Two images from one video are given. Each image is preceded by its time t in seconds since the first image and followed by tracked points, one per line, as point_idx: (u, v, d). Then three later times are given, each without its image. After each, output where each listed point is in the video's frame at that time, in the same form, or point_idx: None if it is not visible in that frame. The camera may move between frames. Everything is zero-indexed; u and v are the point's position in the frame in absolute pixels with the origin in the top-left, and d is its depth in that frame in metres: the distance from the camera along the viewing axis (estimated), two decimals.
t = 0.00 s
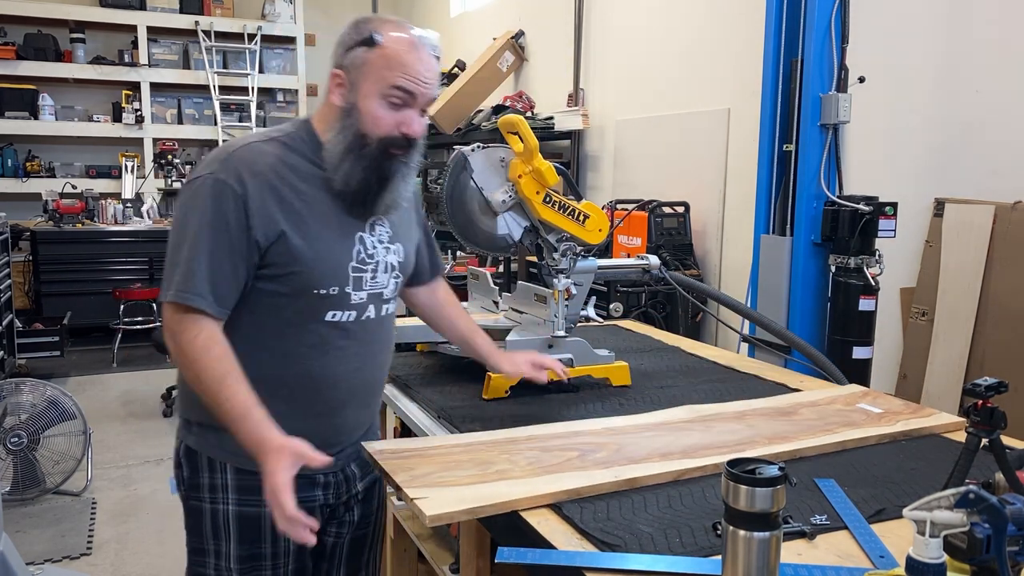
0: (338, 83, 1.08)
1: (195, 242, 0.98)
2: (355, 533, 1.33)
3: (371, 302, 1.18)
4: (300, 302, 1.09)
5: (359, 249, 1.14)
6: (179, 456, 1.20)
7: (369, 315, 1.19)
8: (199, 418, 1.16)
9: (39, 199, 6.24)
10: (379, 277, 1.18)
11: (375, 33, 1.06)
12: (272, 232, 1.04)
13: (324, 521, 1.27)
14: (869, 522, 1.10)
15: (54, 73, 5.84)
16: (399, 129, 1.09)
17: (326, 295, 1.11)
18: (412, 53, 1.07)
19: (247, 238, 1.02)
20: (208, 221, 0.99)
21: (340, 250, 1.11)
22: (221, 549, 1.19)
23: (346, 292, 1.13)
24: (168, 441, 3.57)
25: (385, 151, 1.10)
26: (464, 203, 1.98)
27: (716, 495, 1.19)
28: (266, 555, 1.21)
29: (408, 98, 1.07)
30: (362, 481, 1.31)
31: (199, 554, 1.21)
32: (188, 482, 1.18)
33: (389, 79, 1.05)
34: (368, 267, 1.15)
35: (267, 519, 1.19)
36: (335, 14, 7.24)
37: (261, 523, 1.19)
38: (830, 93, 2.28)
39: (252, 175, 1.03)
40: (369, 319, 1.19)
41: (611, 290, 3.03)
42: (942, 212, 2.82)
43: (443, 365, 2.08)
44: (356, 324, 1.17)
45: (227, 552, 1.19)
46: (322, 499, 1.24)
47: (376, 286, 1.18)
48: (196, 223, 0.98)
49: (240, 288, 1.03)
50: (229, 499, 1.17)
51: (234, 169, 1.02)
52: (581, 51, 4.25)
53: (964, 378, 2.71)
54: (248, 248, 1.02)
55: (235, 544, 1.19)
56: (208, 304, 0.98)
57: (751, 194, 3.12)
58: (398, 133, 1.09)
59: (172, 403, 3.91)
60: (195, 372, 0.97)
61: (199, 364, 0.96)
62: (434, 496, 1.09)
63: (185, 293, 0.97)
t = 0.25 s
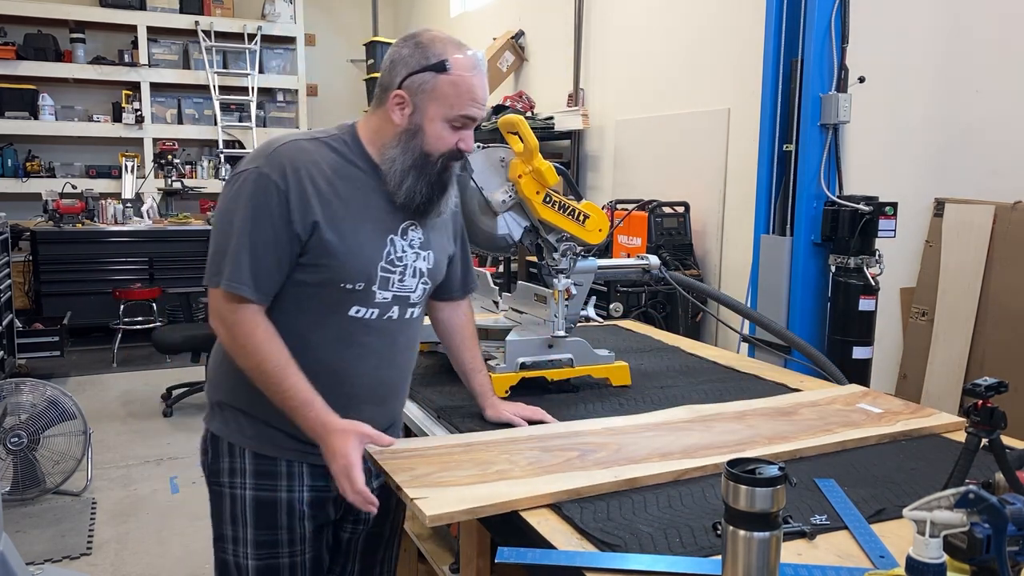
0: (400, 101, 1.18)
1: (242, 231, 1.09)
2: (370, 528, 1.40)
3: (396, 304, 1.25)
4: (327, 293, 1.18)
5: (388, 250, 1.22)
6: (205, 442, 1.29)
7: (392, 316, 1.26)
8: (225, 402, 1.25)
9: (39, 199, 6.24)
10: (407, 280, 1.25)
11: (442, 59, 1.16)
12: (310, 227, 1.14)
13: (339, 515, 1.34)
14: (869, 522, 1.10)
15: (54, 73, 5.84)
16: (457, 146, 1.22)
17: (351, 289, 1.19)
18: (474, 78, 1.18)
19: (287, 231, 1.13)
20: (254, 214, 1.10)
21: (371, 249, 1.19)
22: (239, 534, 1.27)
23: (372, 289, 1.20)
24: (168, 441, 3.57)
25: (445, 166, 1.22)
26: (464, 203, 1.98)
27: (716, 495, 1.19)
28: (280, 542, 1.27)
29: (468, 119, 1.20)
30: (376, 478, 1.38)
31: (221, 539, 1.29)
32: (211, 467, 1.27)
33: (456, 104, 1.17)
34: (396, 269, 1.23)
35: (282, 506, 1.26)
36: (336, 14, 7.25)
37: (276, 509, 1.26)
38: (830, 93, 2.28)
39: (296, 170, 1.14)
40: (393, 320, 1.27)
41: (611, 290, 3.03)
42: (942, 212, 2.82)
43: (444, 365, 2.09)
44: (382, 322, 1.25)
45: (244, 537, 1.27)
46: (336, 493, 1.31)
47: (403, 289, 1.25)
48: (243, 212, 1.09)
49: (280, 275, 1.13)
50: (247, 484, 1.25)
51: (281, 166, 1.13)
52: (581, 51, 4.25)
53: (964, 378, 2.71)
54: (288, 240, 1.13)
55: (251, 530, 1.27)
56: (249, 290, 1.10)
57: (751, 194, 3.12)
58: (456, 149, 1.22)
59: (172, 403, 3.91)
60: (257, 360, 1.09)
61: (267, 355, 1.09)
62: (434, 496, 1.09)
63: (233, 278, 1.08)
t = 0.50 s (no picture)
0: (408, 94, 1.20)
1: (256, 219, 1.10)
2: (379, 524, 1.41)
3: (408, 295, 1.25)
4: (338, 283, 1.19)
5: (400, 241, 1.23)
6: (219, 434, 1.30)
7: (404, 308, 1.26)
8: (240, 395, 1.26)
9: (39, 199, 6.24)
10: (418, 272, 1.25)
11: (450, 51, 1.18)
12: (322, 214, 1.15)
13: (349, 511, 1.35)
14: (869, 522, 1.10)
15: (54, 73, 5.84)
16: (465, 138, 1.24)
17: (363, 279, 1.19)
18: (481, 70, 1.20)
19: (301, 219, 1.14)
20: (268, 201, 1.11)
21: (382, 239, 1.20)
22: (249, 526, 1.27)
23: (383, 279, 1.21)
24: (167, 441, 3.57)
25: (453, 158, 1.24)
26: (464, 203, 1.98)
27: (716, 495, 1.19)
28: (290, 536, 1.27)
29: (475, 112, 1.22)
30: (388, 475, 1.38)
31: (231, 532, 1.29)
32: (224, 459, 1.27)
33: (463, 96, 1.19)
34: (408, 259, 1.24)
35: (294, 499, 1.26)
36: (335, 14, 7.25)
37: (287, 502, 1.26)
38: (830, 93, 2.28)
39: (307, 161, 1.16)
40: (405, 312, 1.26)
41: (611, 290, 3.03)
42: (942, 212, 2.82)
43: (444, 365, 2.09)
44: (394, 314, 1.25)
45: (255, 529, 1.26)
46: (347, 488, 1.31)
47: (415, 280, 1.25)
48: (256, 200, 1.11)
49: (292, 265, 1.14)
50: (259, 476, 1.25)
51: (293, 156, 1.15)
52: (581, 51, 4.25)
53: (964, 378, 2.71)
54: (302, 228, 1.14)
55: (263, 522, 1.26)
56: (267, 278, 1.11)
57: (751, 193, 3.12)
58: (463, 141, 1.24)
59: (172, 403, 3.91)
60: (274, 355, 1.10)
61: (285, 353, 1.10)
62: (434, 496, 1.09)
63: (246, 265, 1.10)
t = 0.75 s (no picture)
0: (400, 101, 1.19)
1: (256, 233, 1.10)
2: (379, 521, 1.41)
3: (408, 299, 1.26)
4: (339, 291, 1.19)
5: (399, 248, 1.23)
6: (219, 434, 1.29)
7: (404, 310, 1.27)
8: (240, 396, 1.26)
9: (39, 199, 6.24)
10: (417, 276, 1.26)
11: (440, 56, 1.17)
12: (322, 225, 1.15)
13: (350, 508, 1.35)
14: (869, 522, 1.10)
15: (54, 73, 5.84)
16: (457, 142, 1.23)
17: (363, 286, 1.20)
18: (472, 75, 1.19)
19: (301, 230, 1.14)
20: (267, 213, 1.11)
21: (382, 247, 1.21)
22: (251, 525, 1.26)
23: (384, 286, 1.21)
24: (167, 441, 3.57)
25: (446, 163, 1.23)
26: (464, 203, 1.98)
27: (717, 495, 1.19)
28: (292, 534, 1.27)
29: (466, 117, 1.21)
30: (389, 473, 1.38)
31: (233, 530, 1.28)
32: (225, 459, 1.27)
33: (455, 102, 1.18)
34: (408, 265, 1.24)
35: (295, 497, 1.26)
36: (335, 14, 7.25)
37: (289, 500, 1.26)
38: (830, 93, 2.28)
39: (308, 172, 1.15)
40: (404, 313, 1.28)
41: (611, 290, 3.03)
42: (942, 212, 2.82)
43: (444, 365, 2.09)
44: (393, 316, 1.26)
45: (257, 528, 1.26)
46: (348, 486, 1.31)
47: (414, 284, 1.26)
48: (256, 213, 1.11)
49: (292, 274, 1.15)
50: (261, 475, 1.25)
51: (292, 167, 1.14)
52: (581, 51, 4.25)
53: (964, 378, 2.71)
54: (302, 239, 1.14)
55: (265, 520, 1.26)
56: (267, 288, 1.11)
57: (751, 193, 3.12)
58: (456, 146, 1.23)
59: (172, 403, 3.91)
60: (277, 363, 1.10)
61: (289, 359, 1.10)
62: (434, 495, 1.09)
63: (247, 280, 1.10)
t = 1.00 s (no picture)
0: (385, 98, 1.21)
1: (240, 225, 1.11)
2: (377, 520, 1.41)
3: (396, 296, 1.28)
4: (327, 288, 1.21)
5: (386, 244, 1.24)
6: (216, 433, 1.29)
7: (393, 308, 1.28)
8: (236, 395, 1.26)
9: (39, 199, 6.24)
10: (404, 274, 1.27)
11: (423, 53, 1.19)
12: (307, 219, 1.16)
13: (347, 506, 1.35)
14: (869, 522, 1.10)
15: (54, 73, 5.84)
16: (444, 139, 1.24)
17: (351, 283, 1.21)
18: (455, 71, 1.20)
19: (286, 224, 1.15)
20: (251, 206, 1.12)
21: (369, 243, 1.22)
22: (248, 523, 1.27)
23: (372, 282, 1.23)
24: (168, 441, 3.57)
25: (434, 160, 1.25)
26: (464, 204, 1.99)
27: (718, 494, 1.19)
28: (289, 532, 1.27)
29: (451, 113, 1.22)
30: (387, 472, 1.38)
31: (231, 529, 1.29)
32: (221, 458, 1.27)
33: (439, 98, 1.19)
34: (395, 262, 1.25)
35: (291, 495, 1.26)
36: (335, 14, 7.25)
37: (285, 499, 1.26)
38: (830, 93, 2.28)
39: (293, 167, 1.16)
40: (393, 311, 1.29)
41: (611, 290, 3.03)
42: (942, 212, 2.81)
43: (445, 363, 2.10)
44: (384, 314, 1.27)
45: (254, 525, 1.27)
46: (345, 484, 1.31)
47: (402, 282, 1.27)
48: (240, 206, 1.11)
49: (277, 268, 1.16)
50: (256, 473, 1.25)
51: (277, 161, 1.15)
52: (581, 52, 4.25)
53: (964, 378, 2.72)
54: (287, 234, 1.15)
55: (261, 518, 1.26)
56: (247, 281, 1.11)
57: (750, 193, 3.11)
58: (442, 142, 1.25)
59: (172, 403, 3.91)
60: (258, 340, 1.11)
61: (268, 331, 1.11)
62: (438, 485, 1.09)
63: (230, 273, 1.10)
